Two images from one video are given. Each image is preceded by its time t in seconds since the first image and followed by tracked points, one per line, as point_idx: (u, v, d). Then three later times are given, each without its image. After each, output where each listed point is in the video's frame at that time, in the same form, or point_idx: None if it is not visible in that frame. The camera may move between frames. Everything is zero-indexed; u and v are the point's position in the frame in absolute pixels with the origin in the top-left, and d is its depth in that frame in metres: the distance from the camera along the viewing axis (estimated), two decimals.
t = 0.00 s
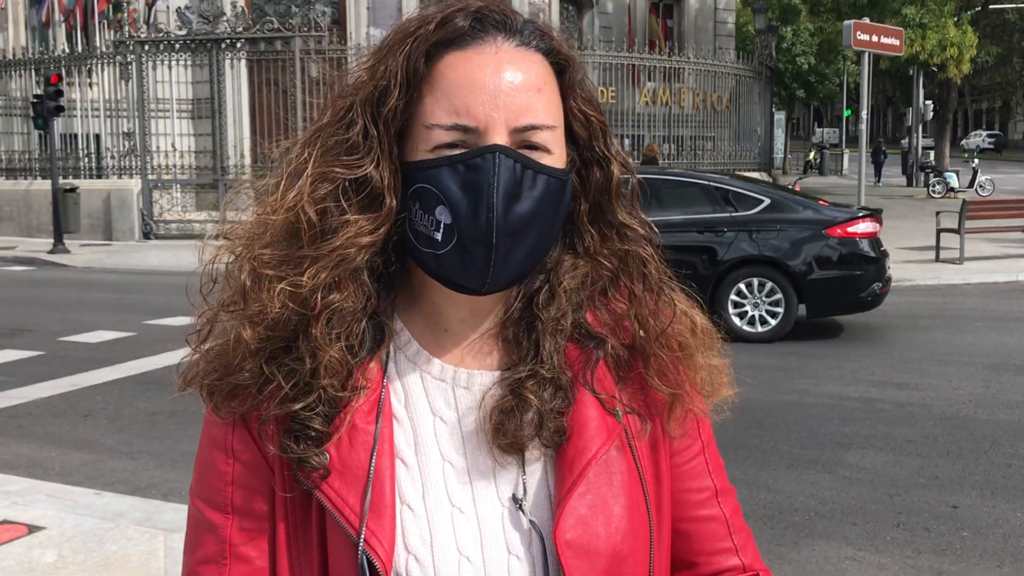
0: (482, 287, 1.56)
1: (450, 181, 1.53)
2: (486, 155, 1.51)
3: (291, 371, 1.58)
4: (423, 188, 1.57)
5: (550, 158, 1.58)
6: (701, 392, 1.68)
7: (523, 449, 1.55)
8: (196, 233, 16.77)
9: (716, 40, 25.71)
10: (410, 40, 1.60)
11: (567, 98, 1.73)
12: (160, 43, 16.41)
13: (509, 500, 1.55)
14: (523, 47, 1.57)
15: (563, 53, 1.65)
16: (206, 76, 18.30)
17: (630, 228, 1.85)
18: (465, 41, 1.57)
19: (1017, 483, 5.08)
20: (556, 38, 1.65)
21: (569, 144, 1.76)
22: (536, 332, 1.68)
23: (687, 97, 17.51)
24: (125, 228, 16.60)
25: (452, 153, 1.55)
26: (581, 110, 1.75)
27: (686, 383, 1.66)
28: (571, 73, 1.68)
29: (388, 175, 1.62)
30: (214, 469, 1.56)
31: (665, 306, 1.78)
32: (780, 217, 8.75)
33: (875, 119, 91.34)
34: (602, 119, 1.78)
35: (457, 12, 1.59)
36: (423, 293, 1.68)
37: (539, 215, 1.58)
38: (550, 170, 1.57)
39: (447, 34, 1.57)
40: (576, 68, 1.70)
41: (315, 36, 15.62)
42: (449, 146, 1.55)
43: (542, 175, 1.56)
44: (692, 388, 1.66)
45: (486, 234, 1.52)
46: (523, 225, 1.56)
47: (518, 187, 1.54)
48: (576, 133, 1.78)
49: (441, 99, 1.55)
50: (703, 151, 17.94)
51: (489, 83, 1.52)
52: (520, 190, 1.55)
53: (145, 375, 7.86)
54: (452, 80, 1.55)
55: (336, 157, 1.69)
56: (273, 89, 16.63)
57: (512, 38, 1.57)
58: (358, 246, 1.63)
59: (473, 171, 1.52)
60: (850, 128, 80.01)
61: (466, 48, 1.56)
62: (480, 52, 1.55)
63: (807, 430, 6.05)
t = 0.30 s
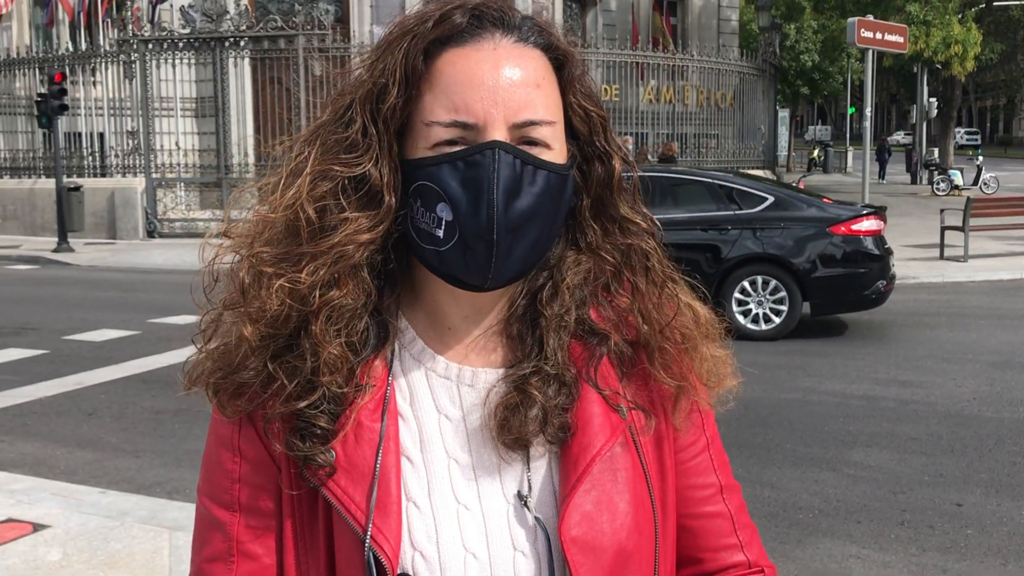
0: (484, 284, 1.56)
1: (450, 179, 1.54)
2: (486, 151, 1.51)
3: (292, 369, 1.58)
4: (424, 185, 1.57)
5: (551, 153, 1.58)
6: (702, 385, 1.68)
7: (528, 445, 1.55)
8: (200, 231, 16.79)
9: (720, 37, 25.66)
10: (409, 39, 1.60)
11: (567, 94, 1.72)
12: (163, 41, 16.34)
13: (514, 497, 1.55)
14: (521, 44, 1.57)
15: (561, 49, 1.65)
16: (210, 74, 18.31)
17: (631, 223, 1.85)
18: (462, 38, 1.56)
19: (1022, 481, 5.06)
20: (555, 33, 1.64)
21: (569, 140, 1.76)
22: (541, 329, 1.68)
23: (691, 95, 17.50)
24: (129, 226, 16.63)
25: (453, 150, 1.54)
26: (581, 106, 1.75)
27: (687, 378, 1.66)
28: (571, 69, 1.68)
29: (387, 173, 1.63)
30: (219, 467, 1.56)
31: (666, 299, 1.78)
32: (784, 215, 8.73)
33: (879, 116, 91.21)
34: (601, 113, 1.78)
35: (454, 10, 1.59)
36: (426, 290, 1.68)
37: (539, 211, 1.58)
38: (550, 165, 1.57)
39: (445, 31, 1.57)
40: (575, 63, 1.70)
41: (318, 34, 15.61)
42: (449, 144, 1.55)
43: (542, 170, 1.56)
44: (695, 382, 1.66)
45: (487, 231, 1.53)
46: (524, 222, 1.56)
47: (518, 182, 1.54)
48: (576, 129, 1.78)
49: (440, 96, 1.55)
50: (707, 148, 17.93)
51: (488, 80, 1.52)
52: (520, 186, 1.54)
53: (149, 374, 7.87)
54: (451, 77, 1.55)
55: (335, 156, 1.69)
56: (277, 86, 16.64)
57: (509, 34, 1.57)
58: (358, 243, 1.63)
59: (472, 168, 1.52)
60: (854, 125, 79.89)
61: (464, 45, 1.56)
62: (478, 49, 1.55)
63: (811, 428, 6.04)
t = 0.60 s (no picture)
0: (490, 286, 1.55)
1: (456, 182, 1.53)
2: (491, 155, 1.50)
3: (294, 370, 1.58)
4: (430, 188, 1.56)
5: (556, 156, 1.58)
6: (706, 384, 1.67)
7: (535, 445, 1.54)
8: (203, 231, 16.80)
9: (723, 37, 25.63)
10: (411, 43, 1.60)
11: (573, 95, 1.72)
12: (166, 42, 16.36)
13: (520, 497, 1.55)
14: (526, 47, 1.56)
15: (566, 51, 1.65)
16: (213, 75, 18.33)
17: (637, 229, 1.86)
18: (468, 41, 1.56)
19: None
20: (559, 35, 1.64)
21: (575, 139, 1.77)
22: (549, 330, 1.68)
23: (694, 94, 17.50)
24: (132, 226, 16.67)
25: (457, 154, 1.54)
26: (588, 105, 1.75)
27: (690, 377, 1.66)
28: (576, 70, 1.68)
29: (376, 171, 1.66)
30: (228, 466, 1.56)
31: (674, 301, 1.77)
32: (787, 215, 8.72)
33: (882, 114, 91.06)
34: (609, 110, 1.79)
35: (458, 14, 1.59)
36: (432, 292, 1.68)
37: (544, 214, 1.58)
38: (556, 168, 1.57)
39: (449, 35, 1.57)
40: (580, 65, 1.70)
41: (320, 35, 15.61)
42: (453, 147, 1.54)
43: (547, 173, 1.56)
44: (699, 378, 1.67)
45: (492, 234, 1.52)
46: (529, 224, 1.56)
47: (524, 185, 1.54)
48: (583, 127, 1.78)
49: (445, 100, 1.55)
50: (709, 148, 17.92)
51: (493, 83, 1.51)
52: (525, 189, 1.54)
53: (152, 373, 7.87)
54: (455, 80, 1.54)
55: (321, 150, 1.74)
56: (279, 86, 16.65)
57: (514, 37, 1.56)
58: (328, 233, 1.67)
59: (477, 171, 1.51)
60: (858, 123, 79.76)
61: (468, 48, 1.55)
62: (483, 53, 1.54)
63: (813, 428, 6.03)
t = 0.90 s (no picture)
0: (494, 290, 1.55)
1: (458, 187, 1.53)
2: (492, 159, 1.51)
3: (300, 371, 1.58)
4: (432, 194, 1.56)
5: (557, 159, 1.58)
6: (707, 383, 1.67)
7: (537, 446, 1.54)
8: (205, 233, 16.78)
9: (724, 38, 25.65)
10: (409, 47, 1.60)
11: (575, 98, 1.72)
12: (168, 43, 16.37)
13: (524, 499, 1.54)
14: (526, 50, 1.57)
15: (567, 53, 1.65)
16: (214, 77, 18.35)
17: (639, 231, 1.85)
18: (467, 46, 1.56)
19: None
20: (559, 37, 1.64)
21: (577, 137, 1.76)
22: (550, 330, 1.67)
23: (695, 96, 17.49)
24: (134, 229, 16.66)
25: (457, 159, 1.54)
26: (589, 105, 1.75)
27: (692, 376, 1.65)
28: (576, 72, 1.68)
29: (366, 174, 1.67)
30: (235, 465, 1.57)
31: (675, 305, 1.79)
32: (788, 216, 8.72)
33: (884, 115, 91.01)
34: (610, 107, 1.79)
35: (458, 18, 1.59)
36: (436, 294, 1.68)
37: (546, 217, 1.58)
38: (558, 170, 1.57)
39: (447, 39, 1.57)
40: (581, 66, 1.69)
41: (321, 37, 15.60)
42: (455, 152, 1.54)
43: (549, 176, 1.56)
44: (701, 376, 1.67)
45: (495, 237, 1.52)
46: (531, 228, 1.56)
47: (525, 189, 1.54)
48: (587, 127, 1.77)
49: (445, 104, 1.55)
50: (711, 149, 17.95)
51: (494, 87, 1.51)
52: (527, 193, 1.54)
53: (154, 376, 7.87)
54: (455, 84, 1.54)
55: (313, 151, 1.77)
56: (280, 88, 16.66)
57: (514, 41, 1.56)
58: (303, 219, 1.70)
59: (478, 176, 1.52)
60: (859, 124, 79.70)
61: (468, 54, 1.55)
62: (482, 58, 1.54)
63: (815, 429, 6.02)
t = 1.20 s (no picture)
0: (493, 301, 1.55)
1: (453, 200, 1.53)
2: (487, 171, 1.51)
3: (296, 382, 1.58)
4: (429, 207, 1.56)
5: (554, 168, 1.57)
6: (707, 388, 1.66)
7: (536, 454, 1.53)
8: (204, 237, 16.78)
9: (723, 41, 25.70)
10: (403, 60, 1.60)
11: (571, 105, 1.72)
12: (166, 47, 16.37)
13: (526, 507, 1.54)
14: (520, 59, 1.56)
15: (561, 59, 1.65)
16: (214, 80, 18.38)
17: (639, 238, 1.85)
18: (460, 58, 1.56)
19: None
20: (553, 46, 1.64)
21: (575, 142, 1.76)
22: (550, 338, 1.67)
23: (694, 99, 17.49)
24: (133, 232, 16.66)
25: (453, 170, 1.54)
26: (586, 111, 1.75)
27: (691, 380, 1.65)
28: (572, 79, 1.67)
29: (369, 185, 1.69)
30: (235, 471, 1.56)
31: (678, 311, 1.79)
32: (787, 219, 8.73)
33: (883, 118, 91.06)
34: (606, 112, 1.79)
35: (450, 29, 1.59)
36: (436, 304, 1.68)
37: (545, 227, 1.57)
38: (554, 179, 1.56)
39: (440, 50, 1.57)
40: (577, 72, 1.69)
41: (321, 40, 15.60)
42: (451, 164, 1.54)
43: (546, 185, 1.55)
44: (701, 380, 1.66)
45: (492, 247, 1.52)
46: (528, 238, 1.55)
47: (522, 200, 1.53)
48: (583, 133, 1.77)
49: (440, 116, 1.55)
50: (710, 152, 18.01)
51: (490, 97, 1.51)
52: (523, 204, 1.54)
53: (153, 379, 7.87)
54: (448, 98, 1.54)
55: (312, 164, 1.77)
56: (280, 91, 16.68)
57: (507, 51, 1.56)
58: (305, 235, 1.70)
59: (474, 188, 1.52)
60: (858, 127, 79.76)
61: (460, 65, 1.56)
62: (476, 69, 1.54)
63: (815, 432, 6.03)
